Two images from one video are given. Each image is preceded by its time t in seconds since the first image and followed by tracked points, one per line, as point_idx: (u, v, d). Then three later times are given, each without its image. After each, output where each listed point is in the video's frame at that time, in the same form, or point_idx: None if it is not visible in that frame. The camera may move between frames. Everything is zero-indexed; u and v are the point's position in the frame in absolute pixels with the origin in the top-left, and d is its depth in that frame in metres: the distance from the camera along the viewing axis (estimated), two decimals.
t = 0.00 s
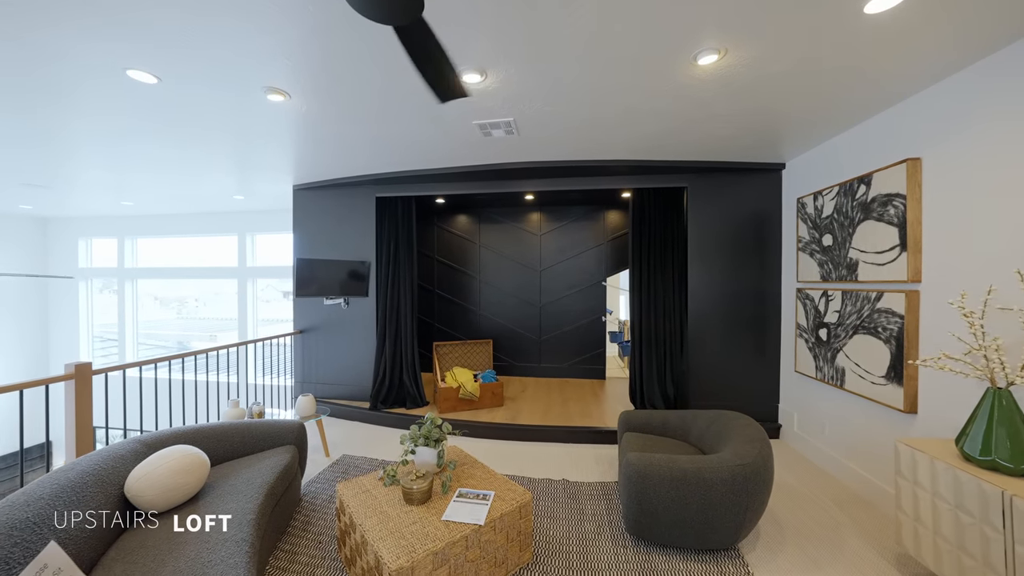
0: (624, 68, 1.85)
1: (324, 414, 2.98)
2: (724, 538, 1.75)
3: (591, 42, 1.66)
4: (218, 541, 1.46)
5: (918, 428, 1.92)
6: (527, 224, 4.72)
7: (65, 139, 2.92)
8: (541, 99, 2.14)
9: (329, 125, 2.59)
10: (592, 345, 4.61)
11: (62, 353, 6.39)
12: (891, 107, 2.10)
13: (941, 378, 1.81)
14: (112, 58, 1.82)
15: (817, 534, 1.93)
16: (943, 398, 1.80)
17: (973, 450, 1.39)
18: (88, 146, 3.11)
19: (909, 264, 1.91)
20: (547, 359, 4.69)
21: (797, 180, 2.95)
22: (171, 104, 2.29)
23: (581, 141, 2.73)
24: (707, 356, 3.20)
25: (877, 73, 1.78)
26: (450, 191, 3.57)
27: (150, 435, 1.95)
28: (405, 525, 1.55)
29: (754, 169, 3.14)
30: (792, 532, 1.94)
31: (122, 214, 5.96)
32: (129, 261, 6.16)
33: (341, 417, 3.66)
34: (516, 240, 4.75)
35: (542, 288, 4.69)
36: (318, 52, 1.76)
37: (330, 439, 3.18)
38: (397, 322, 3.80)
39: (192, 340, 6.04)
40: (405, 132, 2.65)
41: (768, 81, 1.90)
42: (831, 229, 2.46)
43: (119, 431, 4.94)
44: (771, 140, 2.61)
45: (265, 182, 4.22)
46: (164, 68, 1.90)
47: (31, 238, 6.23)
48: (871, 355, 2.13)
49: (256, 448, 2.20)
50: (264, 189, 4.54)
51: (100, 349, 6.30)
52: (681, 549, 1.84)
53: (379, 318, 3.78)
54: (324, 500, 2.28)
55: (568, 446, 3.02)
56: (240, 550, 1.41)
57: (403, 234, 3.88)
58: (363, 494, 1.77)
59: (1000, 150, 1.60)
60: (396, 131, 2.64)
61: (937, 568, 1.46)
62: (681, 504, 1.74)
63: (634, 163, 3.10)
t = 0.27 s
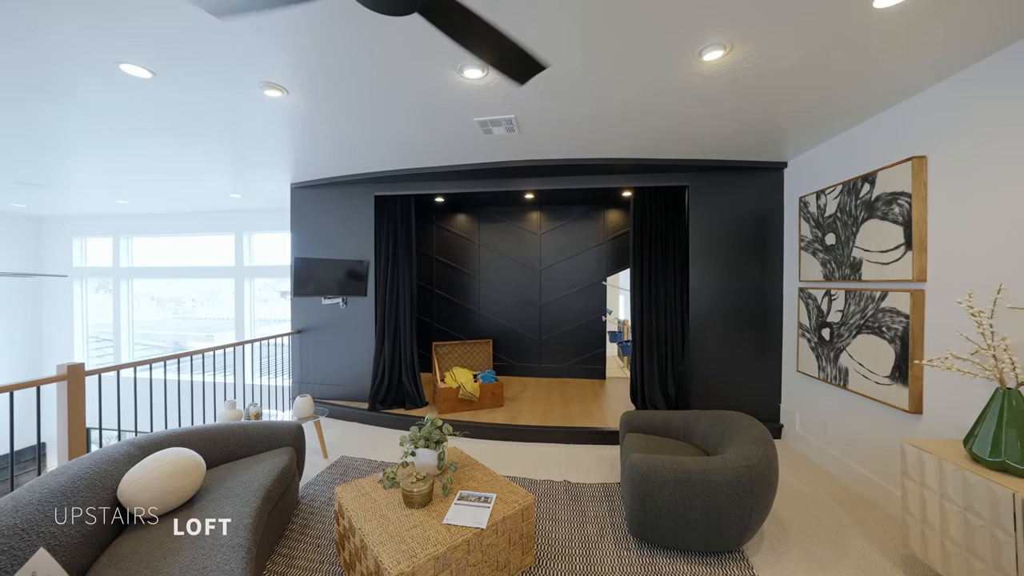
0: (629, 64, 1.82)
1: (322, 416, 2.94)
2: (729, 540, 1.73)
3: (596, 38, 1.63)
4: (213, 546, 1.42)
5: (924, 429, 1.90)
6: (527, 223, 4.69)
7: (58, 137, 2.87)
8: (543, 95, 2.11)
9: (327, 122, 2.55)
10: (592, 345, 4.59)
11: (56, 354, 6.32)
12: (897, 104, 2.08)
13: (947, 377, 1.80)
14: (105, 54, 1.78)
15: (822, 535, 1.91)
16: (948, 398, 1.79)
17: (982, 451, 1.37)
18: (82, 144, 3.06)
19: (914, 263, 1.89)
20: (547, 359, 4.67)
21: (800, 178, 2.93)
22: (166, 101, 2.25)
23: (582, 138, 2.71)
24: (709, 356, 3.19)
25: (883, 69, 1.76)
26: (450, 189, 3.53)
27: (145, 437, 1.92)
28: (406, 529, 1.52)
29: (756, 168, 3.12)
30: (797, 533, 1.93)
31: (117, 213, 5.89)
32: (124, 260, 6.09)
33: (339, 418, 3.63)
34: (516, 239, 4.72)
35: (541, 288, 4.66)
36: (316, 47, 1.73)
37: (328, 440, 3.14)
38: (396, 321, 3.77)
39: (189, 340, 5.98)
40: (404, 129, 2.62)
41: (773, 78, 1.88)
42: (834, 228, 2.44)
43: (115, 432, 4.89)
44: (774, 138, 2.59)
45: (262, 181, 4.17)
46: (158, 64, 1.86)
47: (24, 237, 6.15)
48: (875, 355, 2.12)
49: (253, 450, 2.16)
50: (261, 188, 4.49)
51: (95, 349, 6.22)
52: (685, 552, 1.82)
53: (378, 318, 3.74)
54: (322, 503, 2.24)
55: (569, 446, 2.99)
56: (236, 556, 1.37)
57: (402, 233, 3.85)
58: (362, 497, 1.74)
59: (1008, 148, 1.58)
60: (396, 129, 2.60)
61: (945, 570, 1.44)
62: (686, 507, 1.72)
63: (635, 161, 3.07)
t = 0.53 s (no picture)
0: (631, 61, 1.79)
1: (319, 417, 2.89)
2: (733, 543, 1.71)
3: (599, 34, 1.60)
4: (207, 553, 1.38)
5: (926, 428, 1.89)
6: (526, 222, 4.67)
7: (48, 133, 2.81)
8: (544, 93, 2.09)
9: (324, 119, 2.51)
10: (591, 345, 4.57)
11: (46, 355, 6.21)
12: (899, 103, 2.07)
13: (950, 377, 1.79)
14: (95, 47, 1.74)
15: (825, 537, 1.90)
16: (950, 397, 1.78)
17: (987, 450, 1.37)
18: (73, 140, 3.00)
19: (916, 262, 1.89)
20: (546, 359, 4.64)
21: (799, 178, 2.93)
22: (159, 97, 2.21)
23: (582, 137, 2.68)
24: (709, 356, 3.18)
25: (885, 68, 1.76)
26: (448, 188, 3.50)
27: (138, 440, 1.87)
28: (406, 534, 1.49)
29: (756, 167, 3.12)
30: (800, 535, 1.91)
31: (110, 211, 5.80)
32: (116, 260, 5.99)
33: (336, 419, 3.58)
34: (514, 239, 4.69)
35: (540, 288, 4.64)
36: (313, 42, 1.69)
37: (325, 442, 3.10)
38: (394, 322, 3.73)
39: (183, 341, 5.90)
40: (403, 127, 2.58)
41: (776, 76, 1.86)
42: (835, 227, 2.44)
43: (107, 435, 4.81)
44: (774, 137, 2.58)
45: (258, 179, 4.12)
46: (151, 58, 1.82)
47: (14, 236, 6.04)
48: (876, 355, 2.11)
49: (249, 453, 2.12)
50: (256, 186, 4.43)
51: (86, 350, 6.12)
52: (688, 555, 1.80)
53: (375, 318, 3.70)
54: (319, 507, 2.20)
55: (569, 447, 2.97)
56: (230, 564, 1.33)
57: (400, 232, 3.80)
58: (361, 501, 1.70)
59: (1011, 146, 1.57)
60: (394, 126, 2.57)
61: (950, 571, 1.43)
62: (689, 509, 1.70)
63: (635, 160, 3.06)
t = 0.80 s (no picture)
0: (632, 59, 1.78)
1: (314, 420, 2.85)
2: (733, 544, 1.71)
3: (599, 31, 1.59)
4: (199, 559, 1.34)
5: (923, 427, 1.90)
6: (523, 222, 4.65)
7: (34, 131, 2.74)
8: (543, 91, 2.07)
9: (319, 116, 2.47)
10: (588, 346, 4.56)
11: (32, 357, 6.06)
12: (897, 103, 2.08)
13: (946, 376, 1.80)
14: (84, 42, 1.69)
15: (823, 536, 1.90)
16: (947, 396, 1.79)
17: (985, 449, 1.37)
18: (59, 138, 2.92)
19: (913, 262, 1.90)
20: (543, 359, 4.63)
21: (797, 178, 2.94)
22: (151, 94, 2.16)
23: (580, 136, 2.67)
24: (706, 356, 3.18)
25: (886, 67, 1.76)
26: (445, 187, 3.47)
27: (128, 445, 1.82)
28: (403, 539, 1.46)
29: (753, 168, 3.12)
30: (799, 534, 1.92)
31: (98, 210, 5.67)
32: (105, 260, 5.87)
33: (331, 421, 3.53)
34: (511, 239, 4.67)
35: (537, 288, 4.63)
36: (309, 37, 1.66)
37: (320, 444, 3.06)
38: (390, 323, 3.68)
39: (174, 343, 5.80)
40: (400, 124, 2.55)
41: (775, 75, 1.87)
42: (832, 228, 2.45)
43: (95, 438, 4.71)
44: (772, 137, 2.59)
45: (251, 178, 4.05)
46: (141, 53, 1.77)
47: None
48: (873, 354, 2.12)
49: (243, 456, 2.08)
50: (250, 185, 4.36)
51: (73, 352, 5.99)
52: (688, 556, 1.79)
53: (371, 318, 3.66)
54: (314, 511, 2.16)
55: (567, 448, 2.96)
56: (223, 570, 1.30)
57: (396, 232, 3.75)
58: (358, 505, 1.67)
59: (1008, 147, 1.58)
60: (391, 123, 2.54)
61: (949, 570, 1.44)
62: (689, 511, 1.69)
63: (633, 160, 3.06)
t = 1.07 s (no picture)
0: (630, 58, 1.77)
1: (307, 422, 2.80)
2: (731, 543, 1.71)
3: (599, 28, 1.57)
4: (189, 566, 1.30)
5: (917, 425, 1.92)
6: (518, 222, 4.63)
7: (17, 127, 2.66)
8: (541, 89, 2.05)
9: (312, 113, 2.42)
10: (583, 345, 4.56)
11: (14, 360, 5.91)
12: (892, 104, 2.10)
13: (938, 374, 1.82)
14: (68, 35, 1.64)
15: (818, 534, 1.91)
16: (941, 395, 1.81)
17: (980, 447, 1.38)
18: (43, 136, 2.84)
19: (907, 262, 1.92)
20: (538, 359, 4.61)
21: (791, 179, 2.96)
22: (140, 89, 2.11)
23: (577, 135, 2.66)
24: (701, 355, 3.19)
25: (882, 67, 1.77)
26: (441, 186, 3.44)
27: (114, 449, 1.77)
28: (400, 543, 1.43)
29: (748, 168, 3.14)
30: (795, 532, 1.92)
31: (83, 209, 5.54)
32: (90, 260, 5.73)
33: (324, 423, 3.48)
34: (507, 239, 4.65)
35: (532, 288, 4.61)
36: (304, 31, 1.62)
37: (313, 446, 3.01)
38: (384, 323, 3.64)
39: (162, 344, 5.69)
40: (395, 122, 2.52)
41: (772, 75, 1.87)
42: (826, 228, 2.47)
43: (81, 443, 4.61)
44: (768, 137, 2.60)
45: (242, 176, 3.98)
46: (130, 48, 1.73)
47: None
48: (868, 353, 2.14)
49: (234, 460, 2.03)
50: (241, 183, 4.28)
51: (57, 354, 5.84)
52: (686, 556, 1.79)
53: (365, 318, 3.61)
54: (308, 514, 2.13)
55: (564, 448, 2.94)
56: None
57: (390, 231, 3.71)
58: (353, 509, 1.64)
59: (1003, 146, 1.60)
60: (387, 121, 2.50)
61: (944, 567, 1.45)
62: (688, 511, 1.69)
63: (630, 160, 3.06)
